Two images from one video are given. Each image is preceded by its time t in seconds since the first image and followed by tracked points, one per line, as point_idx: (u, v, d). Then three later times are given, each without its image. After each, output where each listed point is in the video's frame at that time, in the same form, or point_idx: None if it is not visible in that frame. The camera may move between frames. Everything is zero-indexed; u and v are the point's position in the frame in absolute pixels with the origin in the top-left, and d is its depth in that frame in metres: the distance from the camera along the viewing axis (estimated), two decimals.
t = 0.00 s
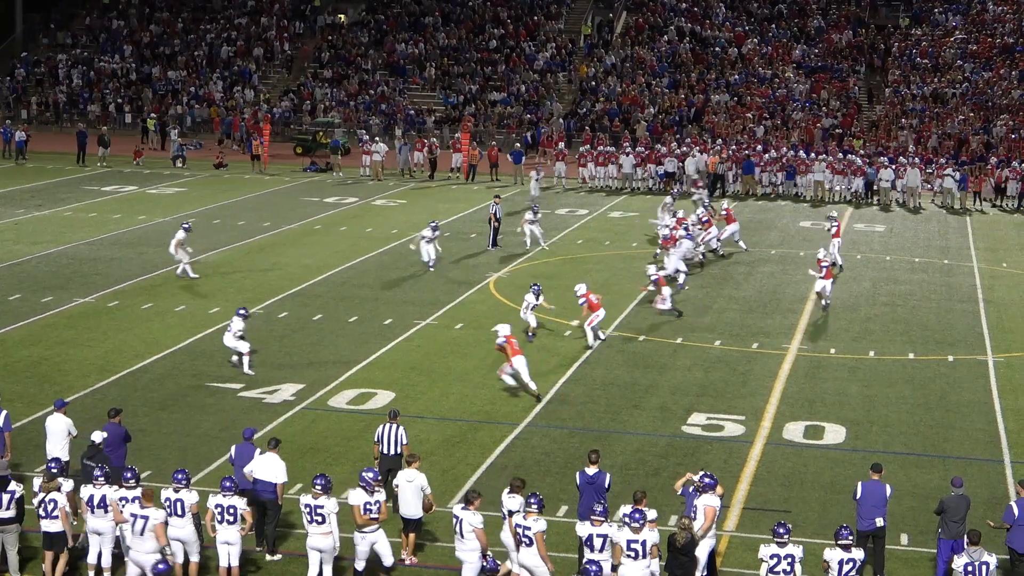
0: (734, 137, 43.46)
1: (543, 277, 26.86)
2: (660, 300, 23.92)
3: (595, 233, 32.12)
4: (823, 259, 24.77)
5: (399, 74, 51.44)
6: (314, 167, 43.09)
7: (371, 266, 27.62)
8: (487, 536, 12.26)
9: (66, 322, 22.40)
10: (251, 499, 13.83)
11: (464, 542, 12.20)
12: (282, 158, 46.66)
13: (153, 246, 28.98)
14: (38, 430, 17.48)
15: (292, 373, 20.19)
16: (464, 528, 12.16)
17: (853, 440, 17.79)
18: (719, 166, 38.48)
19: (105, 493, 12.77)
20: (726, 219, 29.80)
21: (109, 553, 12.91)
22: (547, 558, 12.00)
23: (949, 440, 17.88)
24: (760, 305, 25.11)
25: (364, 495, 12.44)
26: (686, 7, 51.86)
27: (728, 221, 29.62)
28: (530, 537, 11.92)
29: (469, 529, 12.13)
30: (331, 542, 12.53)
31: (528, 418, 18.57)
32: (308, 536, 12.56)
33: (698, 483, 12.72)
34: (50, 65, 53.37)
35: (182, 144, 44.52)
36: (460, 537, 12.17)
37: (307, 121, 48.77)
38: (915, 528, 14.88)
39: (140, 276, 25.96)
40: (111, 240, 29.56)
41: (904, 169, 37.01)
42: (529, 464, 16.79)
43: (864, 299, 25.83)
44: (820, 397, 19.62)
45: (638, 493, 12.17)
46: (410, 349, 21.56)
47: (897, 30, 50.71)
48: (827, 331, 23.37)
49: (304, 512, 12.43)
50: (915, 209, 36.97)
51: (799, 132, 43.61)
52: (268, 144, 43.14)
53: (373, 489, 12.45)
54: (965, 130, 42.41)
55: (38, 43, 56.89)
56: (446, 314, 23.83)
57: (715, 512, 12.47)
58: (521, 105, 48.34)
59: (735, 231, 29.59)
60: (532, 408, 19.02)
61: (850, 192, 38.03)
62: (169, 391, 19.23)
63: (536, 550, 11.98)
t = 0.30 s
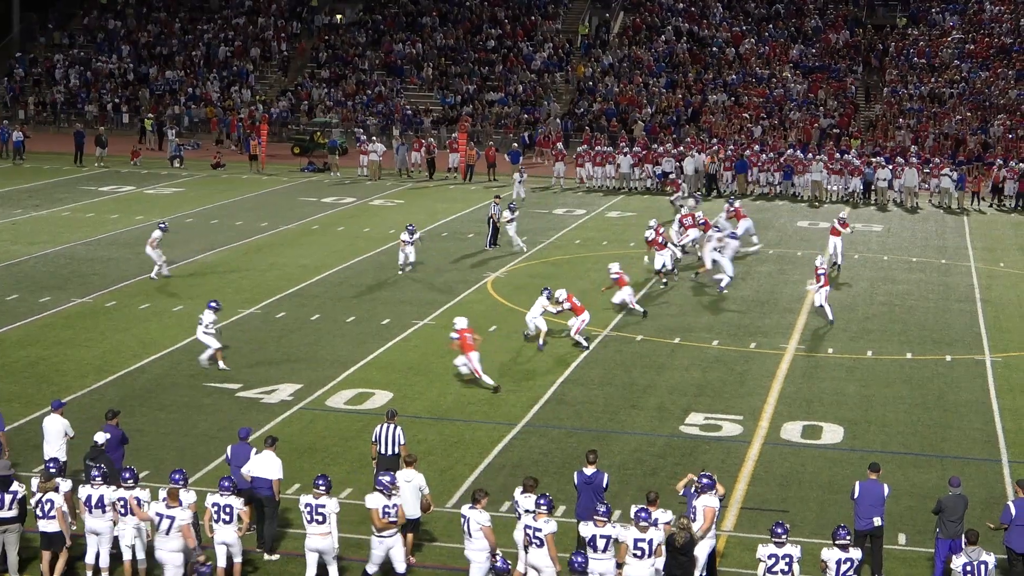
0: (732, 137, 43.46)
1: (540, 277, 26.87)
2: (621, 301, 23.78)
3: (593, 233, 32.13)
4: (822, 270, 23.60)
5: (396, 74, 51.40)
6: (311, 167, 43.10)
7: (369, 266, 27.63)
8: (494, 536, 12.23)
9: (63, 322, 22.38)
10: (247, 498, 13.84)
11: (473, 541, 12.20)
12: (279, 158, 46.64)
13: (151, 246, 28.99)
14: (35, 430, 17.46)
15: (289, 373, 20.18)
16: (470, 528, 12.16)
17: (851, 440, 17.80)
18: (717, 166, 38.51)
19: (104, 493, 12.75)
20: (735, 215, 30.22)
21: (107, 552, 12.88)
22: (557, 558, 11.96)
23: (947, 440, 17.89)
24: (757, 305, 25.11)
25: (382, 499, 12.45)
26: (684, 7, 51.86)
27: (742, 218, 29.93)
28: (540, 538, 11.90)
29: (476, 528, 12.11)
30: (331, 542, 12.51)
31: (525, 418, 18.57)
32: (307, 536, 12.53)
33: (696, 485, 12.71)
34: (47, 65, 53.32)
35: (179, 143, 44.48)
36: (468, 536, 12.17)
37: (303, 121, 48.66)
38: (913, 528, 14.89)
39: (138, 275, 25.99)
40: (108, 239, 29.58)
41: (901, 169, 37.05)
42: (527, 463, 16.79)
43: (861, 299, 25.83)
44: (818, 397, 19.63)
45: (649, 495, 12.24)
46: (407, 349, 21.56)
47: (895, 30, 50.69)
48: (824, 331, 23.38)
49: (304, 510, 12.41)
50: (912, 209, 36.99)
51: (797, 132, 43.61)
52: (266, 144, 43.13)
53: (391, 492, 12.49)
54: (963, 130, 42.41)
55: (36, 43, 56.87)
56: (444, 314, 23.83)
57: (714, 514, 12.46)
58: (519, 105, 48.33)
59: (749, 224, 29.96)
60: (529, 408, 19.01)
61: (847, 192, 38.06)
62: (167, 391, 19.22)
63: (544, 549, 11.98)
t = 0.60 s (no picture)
0: (738, 135, 43.42)
1: (546, 275, 26.86)
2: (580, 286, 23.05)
3: (600, 231, 32.12)
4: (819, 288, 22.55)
5: (402, 73, 51.39)
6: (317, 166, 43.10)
7: (375, 265, 27.62)
8: (507, 533, 12.17)
9: (70, 321, 22.39)
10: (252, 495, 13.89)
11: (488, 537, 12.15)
12: (286, 157, 46.66)
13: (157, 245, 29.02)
14: (42, 429, 17.47)
15: (296, 372, 20.19)
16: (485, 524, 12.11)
17: (858, 438, 17.78)
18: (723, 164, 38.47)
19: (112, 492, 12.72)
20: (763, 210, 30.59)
21: (115, 551, 12.89)
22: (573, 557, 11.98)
23: (954, 438, 17.87)
24: (764, 303, 25.09)
25: (409, 498, 12.48)
26: (690, 5, 51.83)
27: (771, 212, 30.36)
28: (557, 536, 11.88)
29: (488, 523, 12.06)
30: (345, 540, 12.53)
31: (532, 417, 18.55)
32: (322, 534, 12.54)
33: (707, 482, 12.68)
34: (54, 65, 53.38)
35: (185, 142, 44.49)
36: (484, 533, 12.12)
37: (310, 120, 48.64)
38: (921, 526, 14.87)
39: (145, 274, 26.03)
40: (114, 238, 29.61)
41: (908, 167, 37.00)
42: (534, 462, 16.78)
43: (868, 297, 25.80)
44: (825, 395, 19.60)
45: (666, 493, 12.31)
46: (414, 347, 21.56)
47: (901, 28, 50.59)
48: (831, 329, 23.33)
49: (322, 507, 12.43)
50: (919, 207, 36.93)
51: (803, 130, 43.56)
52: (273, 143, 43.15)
53: (418, 491, 12.50)
54: (969, 128, 42.34)
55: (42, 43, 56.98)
56: (450, 313, 23.82)
57: (724, 515, 12.43)
58: (526, 104, 48.32)
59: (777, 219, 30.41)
60: (536, 406, 19.00)
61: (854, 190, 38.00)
62: (174, 390, 19.23)
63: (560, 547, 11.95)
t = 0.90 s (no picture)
0: (758, 135, 43.33)
1: (567, 276, 26.86)
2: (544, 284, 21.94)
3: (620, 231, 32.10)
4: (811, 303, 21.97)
5: (421, 73, 51.46)
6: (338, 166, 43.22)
7: (396, 265, 27.67)
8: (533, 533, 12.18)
9: (92, 322, 22.52)
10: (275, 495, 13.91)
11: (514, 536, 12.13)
12: (306, 157, 46.81)
13: (179, 245, 29.15)
14: (64, 429, 17.58)
15: (316, 372, 20.25)
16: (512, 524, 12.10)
17: (879, 438, 17.72)
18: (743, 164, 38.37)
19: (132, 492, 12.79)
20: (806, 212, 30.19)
21: (136, 551, 12.94)
22: (600, 557, 12.03)
23: (976, 438, 17.79)
24: (785, 303, 25.02)
25: (450, 503, 12.49)
26: (710, 5, 51.77)
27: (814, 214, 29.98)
28: (585, 535, 11.90)
29: (515, 523, 12.05)
30: (371, 540, 12.57)
31: (553, 417, 18.56)
32: (350, 533, 12.58)
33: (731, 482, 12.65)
34: (76, 65, 53.68)
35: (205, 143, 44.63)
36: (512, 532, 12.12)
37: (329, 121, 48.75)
38: (942, 527, 14.81)
39: (166, 275, 26.16)
40: (136, 239, 29.77)
41: (929, 167, 36.85)
42: (554, 463, 16.79)
43: (890, 296, 25.70)
44: (847, 395, 19.55)
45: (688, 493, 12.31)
46: (434, 348, 21.60)
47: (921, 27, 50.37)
48: (854, 329, 23.26)
49: (349, 507, 12.47)
50: (940, 207, 36.78)
51: (824, 129, 43.43)
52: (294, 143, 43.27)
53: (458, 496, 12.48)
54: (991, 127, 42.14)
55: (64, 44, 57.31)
56: (471, 313, 23.85)
57: (750, 520, 12.40)
58: (545, 105, 48.33)
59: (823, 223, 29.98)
60: (557, 407, 19.00)
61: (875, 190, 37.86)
62: (195, 390, 19.32)
63: (588, 548, 11.96)
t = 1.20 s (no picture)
0: (792, 138, 43.14)
1: (599, 279, 26.85)
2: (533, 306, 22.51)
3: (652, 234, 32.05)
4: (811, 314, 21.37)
5: (455, 76, 51.56)
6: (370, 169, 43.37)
7: (428, 267, 27.76)
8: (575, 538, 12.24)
9: (126, 323, 22.73)
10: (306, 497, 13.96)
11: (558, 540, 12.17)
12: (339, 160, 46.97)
13: (213, 247, 29.37)
14: (97, 430, 17.74)
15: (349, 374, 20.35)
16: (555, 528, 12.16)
17: (912, 443, 17.61)
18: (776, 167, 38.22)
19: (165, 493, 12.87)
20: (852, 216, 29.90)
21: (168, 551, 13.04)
22: (635, 560, 12.01)
23: (1010, 443, 17.64)
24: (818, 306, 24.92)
25: (499, 507, 12.66)
26: (744, 8, 51.61)
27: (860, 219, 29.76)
28: (622, 538, 11.89)
29: (561, 529, 12.10)
30: (402, 541, 12.59)
31: (584, 420, 18.56)
32: (381, 534, 12.61)
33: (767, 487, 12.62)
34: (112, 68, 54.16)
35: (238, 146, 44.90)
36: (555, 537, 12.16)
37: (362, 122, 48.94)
38: (974, 532, 14.70)
39: (200, 277, 26.36)
40: (170, 240, 30.02)
41: (964, 170, 36.56)
42: (585, 465, 16.80)
43: (925, 300, 25.52)
44: (880, 399, 19.43)
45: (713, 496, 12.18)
46: (466, 350, 21.65)
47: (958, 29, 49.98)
48: (888, 333, 23.11)
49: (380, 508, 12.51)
50: (975, 210, 36.49)
51: (858, 133, 43.20)
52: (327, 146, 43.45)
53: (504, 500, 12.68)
54: None
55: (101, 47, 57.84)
56: (502, 315, 23.89)
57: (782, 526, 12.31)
58: (578, 107, 48.31)
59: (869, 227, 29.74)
60: (588, 409, 19.00)
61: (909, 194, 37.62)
62: (228, 391, 19.47)
63: (626, 550, 11.96)
